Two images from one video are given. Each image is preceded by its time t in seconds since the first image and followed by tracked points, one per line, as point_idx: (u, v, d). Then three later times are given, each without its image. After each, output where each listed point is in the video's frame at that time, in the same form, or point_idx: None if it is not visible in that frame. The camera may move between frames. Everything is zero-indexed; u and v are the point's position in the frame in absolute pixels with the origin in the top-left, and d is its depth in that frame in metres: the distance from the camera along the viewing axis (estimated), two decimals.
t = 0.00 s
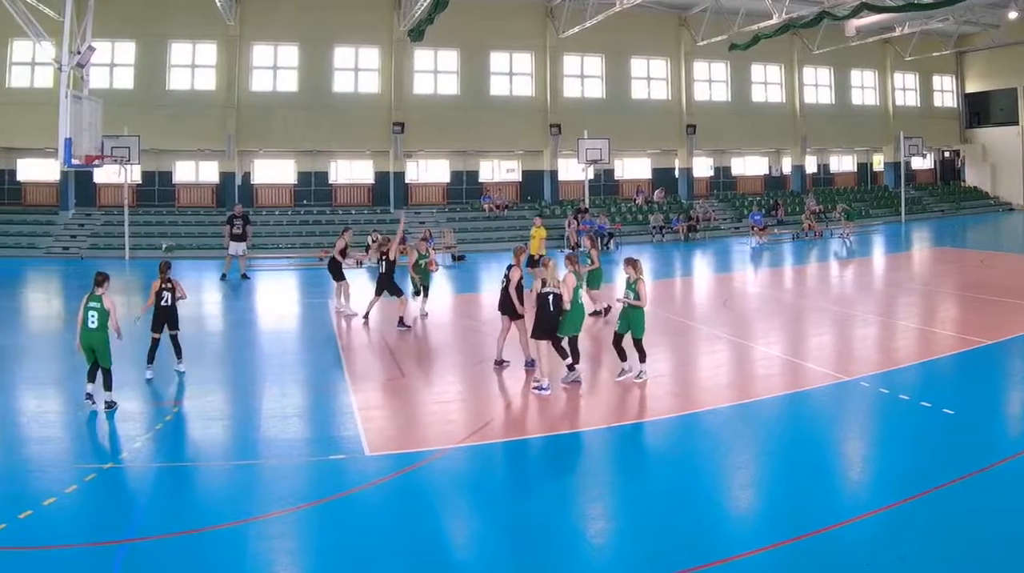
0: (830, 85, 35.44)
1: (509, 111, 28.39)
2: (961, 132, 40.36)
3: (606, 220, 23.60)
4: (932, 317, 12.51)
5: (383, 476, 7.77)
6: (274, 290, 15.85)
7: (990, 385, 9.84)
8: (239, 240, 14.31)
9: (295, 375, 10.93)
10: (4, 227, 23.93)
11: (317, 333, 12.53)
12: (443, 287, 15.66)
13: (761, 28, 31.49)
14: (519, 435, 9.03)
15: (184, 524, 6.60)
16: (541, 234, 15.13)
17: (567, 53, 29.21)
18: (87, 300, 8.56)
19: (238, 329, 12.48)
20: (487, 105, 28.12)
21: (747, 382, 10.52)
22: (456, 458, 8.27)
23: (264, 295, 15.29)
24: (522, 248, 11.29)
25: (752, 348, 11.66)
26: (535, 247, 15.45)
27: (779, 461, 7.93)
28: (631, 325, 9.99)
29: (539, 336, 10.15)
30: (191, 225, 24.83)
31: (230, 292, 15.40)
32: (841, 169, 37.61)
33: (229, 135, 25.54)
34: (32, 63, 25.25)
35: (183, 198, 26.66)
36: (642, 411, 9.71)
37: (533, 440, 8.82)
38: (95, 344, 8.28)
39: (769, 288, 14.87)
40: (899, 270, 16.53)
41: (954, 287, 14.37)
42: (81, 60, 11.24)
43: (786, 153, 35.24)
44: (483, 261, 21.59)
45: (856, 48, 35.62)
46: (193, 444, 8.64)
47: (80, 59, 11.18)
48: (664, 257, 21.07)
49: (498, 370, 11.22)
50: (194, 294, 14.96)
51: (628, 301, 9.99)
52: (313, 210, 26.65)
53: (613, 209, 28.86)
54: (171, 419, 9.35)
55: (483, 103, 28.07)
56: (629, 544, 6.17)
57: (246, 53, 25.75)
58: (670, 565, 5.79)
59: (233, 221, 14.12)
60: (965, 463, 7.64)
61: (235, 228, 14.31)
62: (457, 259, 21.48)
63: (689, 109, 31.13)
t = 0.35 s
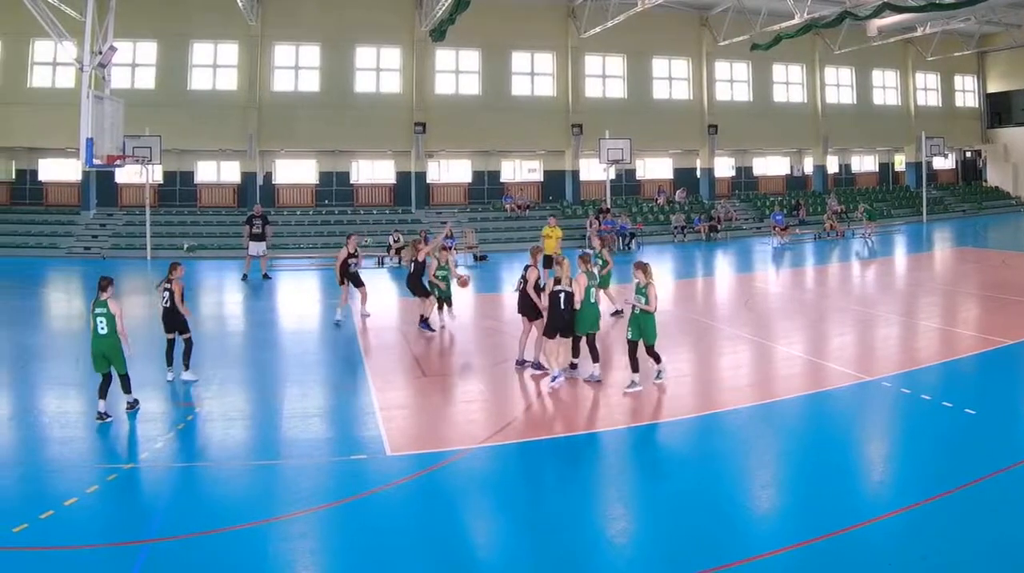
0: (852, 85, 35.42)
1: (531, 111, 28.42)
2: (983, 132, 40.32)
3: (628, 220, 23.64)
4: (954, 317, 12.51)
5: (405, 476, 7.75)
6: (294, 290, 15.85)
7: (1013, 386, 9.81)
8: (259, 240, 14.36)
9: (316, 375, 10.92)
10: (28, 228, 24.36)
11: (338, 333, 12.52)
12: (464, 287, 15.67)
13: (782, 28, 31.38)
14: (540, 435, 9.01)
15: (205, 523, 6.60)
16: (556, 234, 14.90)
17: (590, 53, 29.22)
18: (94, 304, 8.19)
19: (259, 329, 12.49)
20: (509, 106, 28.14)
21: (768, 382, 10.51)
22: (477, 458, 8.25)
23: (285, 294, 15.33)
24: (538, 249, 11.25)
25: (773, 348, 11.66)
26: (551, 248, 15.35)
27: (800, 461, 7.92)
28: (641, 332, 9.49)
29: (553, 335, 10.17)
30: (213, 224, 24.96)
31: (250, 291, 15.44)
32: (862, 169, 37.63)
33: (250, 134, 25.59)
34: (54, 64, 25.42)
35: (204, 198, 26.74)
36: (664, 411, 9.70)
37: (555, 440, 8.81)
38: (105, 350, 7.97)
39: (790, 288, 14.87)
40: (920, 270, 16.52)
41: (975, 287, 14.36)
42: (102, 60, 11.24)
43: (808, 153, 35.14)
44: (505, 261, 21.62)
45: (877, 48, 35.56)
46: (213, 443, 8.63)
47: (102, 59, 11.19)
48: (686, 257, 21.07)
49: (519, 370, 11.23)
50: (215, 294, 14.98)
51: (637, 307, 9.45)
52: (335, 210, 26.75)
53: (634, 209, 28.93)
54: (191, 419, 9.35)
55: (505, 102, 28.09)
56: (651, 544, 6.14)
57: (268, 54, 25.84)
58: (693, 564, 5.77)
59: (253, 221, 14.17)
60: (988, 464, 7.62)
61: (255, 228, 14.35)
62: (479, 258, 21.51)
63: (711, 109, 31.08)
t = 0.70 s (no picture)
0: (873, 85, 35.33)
1: (553, 111, 28.41)
2: (1005, 132, 40.25)
3: (650, 220, 23.62)
4: (976, 317, 12.51)
5: (428, 476, 7.72)
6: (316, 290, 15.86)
7: None
8: (280, 240, 14.39)
9: (337, 376, 10.91)
10: (49, 228, 24.47)
11: (361, 333, 12.51)
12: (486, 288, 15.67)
13: (803, 29, 31.32)
14: (561, 435, 8.99)
15: (224, 523, 6.58)
16: (574, 234, 15.05)
17: (611, 53, 29.24)
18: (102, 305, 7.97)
19: (281, 330, 12.49)
20: (531, 106, 28.17)
21: (790, 382, 10.49)
22: (500, 459, 8.22)
23: (306, 295, 15.36)
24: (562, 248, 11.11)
25: (794, 348, 11.65)
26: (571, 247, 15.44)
27: (822, 461, 7.89)
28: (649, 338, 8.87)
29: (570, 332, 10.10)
30: (235, 224, 25.10)
31: (272, 291, 15.47)
32: (883, 169, 37.42)
33: (272, 135, 25.73)
34: (75, 63, 25.49)
35: (226, 198, 26.84)
36: (684, 411, 9.68)
37: (578, 440, 8.78)
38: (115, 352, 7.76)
39: (812, 288, 14.86)
40: (942, 270, 16.52)
41: (997, 287, 14.36)
42: (124, 60, 11.24)
43: (829, 153, 35.11)
44: (527, 261, 21.61)
45: (898, 48, 35.43)
46: (233, 444, 8.61)
47: (123, 58, 11.19)
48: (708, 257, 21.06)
49: (540, 370, 11.24)
50: (237, 295, 15.01)
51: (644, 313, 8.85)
52: (357, 210, 26.87)
53: (656, 210, 28.95)
54: (212, 419, 9.33)
55: (527, 102, 28.13)
56: (675, 545, 6.12)
57: (288, 53, 25.92)
58: (717, 564, 5.75)
59: (274, 221, 14.19)
60: (1011, 464, 7.59)
61: (275, 228, 14.37)
62: (501, 258, 21.53)
63: (732, 109, 31.01)
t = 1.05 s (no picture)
0: (895, 85, 34.97)
1: (574, 111, 28.36)
2: None
3: (672, 220, 23.62)
4: (998, 316, 12.50)
5: (452, 476, 7.70)
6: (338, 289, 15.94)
7: None
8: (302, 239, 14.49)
9: (359, 376, 10.92)
10: (71, 228, 24.62)
11: (382, 333, 12.54)
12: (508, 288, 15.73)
13: (825, 28, 31.21)
14: (583, 435, 8.96)
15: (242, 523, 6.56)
16: (595, 233, 15.09)
17: (633, 53, 29.22)
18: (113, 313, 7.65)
19: (302, 330, 12.52)
20: (553, 106, 28.15)
21: (810, 382, 10.48)
22: (523, 459, 8.19)
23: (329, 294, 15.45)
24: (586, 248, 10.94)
25: (816, 348, 11.64)
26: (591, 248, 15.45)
27: (844, 461, 7.87)
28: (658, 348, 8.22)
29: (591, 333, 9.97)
30: (257, 224, 25.26)
31: (294, 291, 15.56)
32: (905, 169, 37.65)
33: (294, 134, 25.78)
34: (96, 63, 25.56)
35: (248, 198, 27.08)
36: (705, 412, 9.64)
37: (600, 440, 8.74)
38: (122, 362, 7.42)
39: (833, 289, 14.86)
40: (964, 270, 16.50)
41: (1020, 287, 14.34)
42: (146, 60, 11.28)
43: (851, 153, 35.07)
44: (549, 261, 21.64)
45: (920, 48, 35.21)
46: (253, 444, 8.59)
47: (145, 58, 11.22)
48: (729, 257, 21.06)
49: (560, 370, 11.23)
50: (260, 295, 15.06)
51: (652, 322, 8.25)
52: (378, 210, 27.00)
53: (678, 210, 29.03)
54: (234, 420, 9.31)
55: (549, 102, 28.12)
56: (697, 544, 6.11)
57: (311, 53, 26.00)
58: (739, 564, 5.75)
59: (296, 221, 14.29)
60: None
61: (298, 228, 14.50)
62: (522, 259, 21.58)
63: (755, 108, 30.84)
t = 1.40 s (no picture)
0: (916, 85, 34.89)
1: (595, 111, 28.34)
2: None
3: (693, 220, 23.65)
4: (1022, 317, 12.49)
5: (474, 476, 7.66)
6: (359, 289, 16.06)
7: None
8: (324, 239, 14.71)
9: (383, 375, 10.96)
10: (92, 228, 24.54)
11: (405, 332, 12.60)
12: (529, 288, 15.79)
13: (847, 28, 31.10)
14: (604, 436, 8.88)
15: (261, 523, 6.54)
16: (614, 233, 15.83)
17: (654, 53, 29.15)
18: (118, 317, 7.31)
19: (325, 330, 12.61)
20: (575, 106, 28.14)
21: (832, 382, 10.46)
22: (546, 459, 8.15)
23: (352, 294, 15.58)
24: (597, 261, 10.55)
25: (837, 348, 11.65)
26: (610, 248, 16.15)
27: (865, 462, 7.84)
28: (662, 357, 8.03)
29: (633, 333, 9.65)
30: (278, 224, 25.36)
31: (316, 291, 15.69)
32: (927, 169, 37.70)
33: (315, 134, 25.88)
34: (118, 63, 25.62)
35: (270, 198, 27.30)
36: (727, 412, 9.59)
37: (623, 440, 8.70)
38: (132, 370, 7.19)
39: (855, 288, 14.86)
40: (986, 270, 16.50)
41: None
42: (167, 61, 11.26)
43: (873, 153, 35.12)
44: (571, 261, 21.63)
45: (942, 47, 35.05)
46: (272, 443, 8.57)
47: (166, 59, 11.20)
48: (750, 256, 21.06)
49: (581, 369, 11.21)
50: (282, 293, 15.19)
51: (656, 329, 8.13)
52: (400, 210, 27.09)
53: (699, 209, 29.11)
54: (258, 420, 9.30)
55: (570, 102, 28.11)
56: (721, 544, 6.09)
57: (332, 53, 26.06)
58: (759, 563, 5.74)
59: (318, 222, 14.50)
60: None
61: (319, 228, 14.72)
62: (544, 258, 21.69)
63: (776, 108, 30.82)
